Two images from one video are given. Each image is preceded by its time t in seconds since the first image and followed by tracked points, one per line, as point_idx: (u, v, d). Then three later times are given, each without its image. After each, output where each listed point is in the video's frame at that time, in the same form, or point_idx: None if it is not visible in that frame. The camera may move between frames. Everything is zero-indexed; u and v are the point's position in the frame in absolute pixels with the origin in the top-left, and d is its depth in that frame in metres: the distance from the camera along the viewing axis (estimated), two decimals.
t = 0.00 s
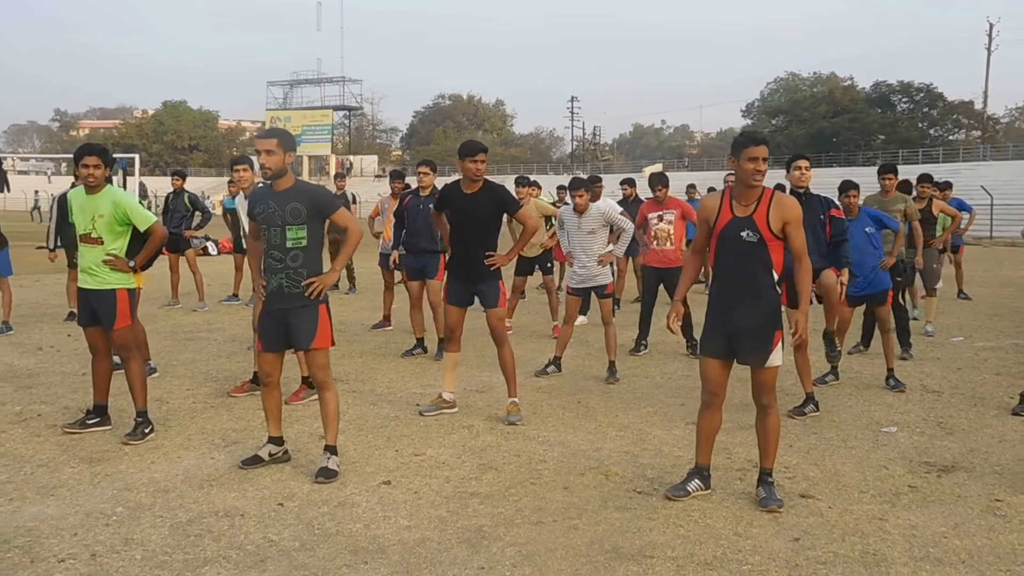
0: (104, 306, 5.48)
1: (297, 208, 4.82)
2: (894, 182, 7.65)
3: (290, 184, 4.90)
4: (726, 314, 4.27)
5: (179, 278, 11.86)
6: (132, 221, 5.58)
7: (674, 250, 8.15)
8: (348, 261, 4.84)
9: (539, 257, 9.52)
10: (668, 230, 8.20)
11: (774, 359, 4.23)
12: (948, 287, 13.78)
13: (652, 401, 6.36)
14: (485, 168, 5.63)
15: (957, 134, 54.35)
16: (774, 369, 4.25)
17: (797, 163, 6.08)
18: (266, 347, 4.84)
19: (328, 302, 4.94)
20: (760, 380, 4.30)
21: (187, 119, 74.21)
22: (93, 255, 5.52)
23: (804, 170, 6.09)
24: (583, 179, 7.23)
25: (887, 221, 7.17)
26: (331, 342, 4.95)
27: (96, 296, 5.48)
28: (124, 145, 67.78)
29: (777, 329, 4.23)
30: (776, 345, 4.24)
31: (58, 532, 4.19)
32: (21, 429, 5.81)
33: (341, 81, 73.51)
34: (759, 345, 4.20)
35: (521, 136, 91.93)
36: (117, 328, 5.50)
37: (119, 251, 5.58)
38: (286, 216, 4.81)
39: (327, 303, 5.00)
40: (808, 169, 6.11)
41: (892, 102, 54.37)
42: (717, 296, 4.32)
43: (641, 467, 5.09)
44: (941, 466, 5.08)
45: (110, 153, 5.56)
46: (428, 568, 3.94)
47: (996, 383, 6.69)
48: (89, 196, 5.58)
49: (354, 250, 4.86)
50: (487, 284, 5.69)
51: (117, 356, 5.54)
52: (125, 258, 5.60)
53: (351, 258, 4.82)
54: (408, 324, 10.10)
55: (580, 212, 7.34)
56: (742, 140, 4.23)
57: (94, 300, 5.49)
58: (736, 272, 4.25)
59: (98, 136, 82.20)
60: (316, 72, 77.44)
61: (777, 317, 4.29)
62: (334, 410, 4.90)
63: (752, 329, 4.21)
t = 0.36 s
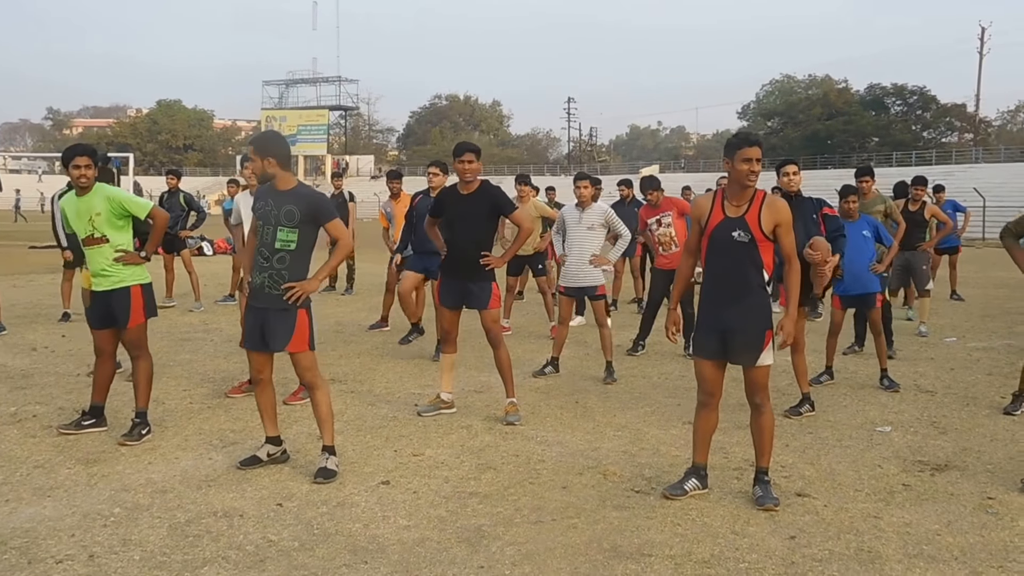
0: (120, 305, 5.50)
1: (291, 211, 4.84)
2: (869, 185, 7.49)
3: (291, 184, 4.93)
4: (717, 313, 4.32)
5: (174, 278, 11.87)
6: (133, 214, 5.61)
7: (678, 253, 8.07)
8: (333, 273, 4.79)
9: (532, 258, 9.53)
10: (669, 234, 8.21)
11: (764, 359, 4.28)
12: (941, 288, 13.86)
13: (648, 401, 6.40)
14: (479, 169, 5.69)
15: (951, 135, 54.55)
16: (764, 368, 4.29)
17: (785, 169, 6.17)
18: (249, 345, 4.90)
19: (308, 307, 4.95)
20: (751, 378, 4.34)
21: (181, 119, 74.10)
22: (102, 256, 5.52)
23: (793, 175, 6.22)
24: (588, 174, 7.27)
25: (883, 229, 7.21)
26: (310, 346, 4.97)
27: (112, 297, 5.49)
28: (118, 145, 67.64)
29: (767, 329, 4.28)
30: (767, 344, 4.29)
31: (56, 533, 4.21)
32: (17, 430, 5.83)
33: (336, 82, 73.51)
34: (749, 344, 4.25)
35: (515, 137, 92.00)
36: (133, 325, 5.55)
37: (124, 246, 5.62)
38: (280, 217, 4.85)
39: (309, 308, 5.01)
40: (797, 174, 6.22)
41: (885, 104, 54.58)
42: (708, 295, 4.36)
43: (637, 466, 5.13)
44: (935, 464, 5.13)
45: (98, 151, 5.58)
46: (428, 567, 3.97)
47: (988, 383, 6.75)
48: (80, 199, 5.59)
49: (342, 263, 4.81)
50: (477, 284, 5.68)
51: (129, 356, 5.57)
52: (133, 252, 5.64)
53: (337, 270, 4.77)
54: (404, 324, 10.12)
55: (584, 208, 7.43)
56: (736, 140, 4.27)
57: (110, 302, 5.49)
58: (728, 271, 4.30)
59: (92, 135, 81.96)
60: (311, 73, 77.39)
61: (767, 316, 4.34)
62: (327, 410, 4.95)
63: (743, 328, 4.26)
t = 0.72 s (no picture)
0: (94, 305, 5.47)
1: (262, 214, 4.85)
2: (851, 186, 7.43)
3: (262, 185, 4.93)
4: (693, 313, 4.44)
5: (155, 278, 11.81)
6: (119, 215, 5.59)
7: (645, 258, 8.15)
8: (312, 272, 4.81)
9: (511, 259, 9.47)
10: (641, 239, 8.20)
11: (740, 357, 4.41)
12: (919, 289, 14.00)
13: (631, 400, 6.44)
14: (462, 168, 5.68)
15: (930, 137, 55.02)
16: (739, 367, 4.42)
17: (771, 177, 6.25)
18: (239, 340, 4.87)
19: (297, 305, 4.96)
20: (727, 377, 4.46)
21: (162, 117, 73.61)
22: (80, 252, 5.49)
23: (777, 183, 6.28)
24: (576, 174, 7.33)
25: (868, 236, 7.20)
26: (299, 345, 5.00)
27: (85, 295, 5.47)
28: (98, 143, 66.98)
29: (742, 327, 4.41)
30: (742, 343, 4.41)
31: (39, 533, 4.20)
32: None
33: (318, 81, 73.27)
34: (725, 342, 4.38)
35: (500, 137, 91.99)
36: (107, 326, 5.50)
37: (106, 246, 5.58)
38: (253, 220, 4.86)
39: (298, 307, 5.01)
40: (782, 181, 6.29)
41: (866, 106, 54.88)
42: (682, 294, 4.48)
43: (621, 465, 5.17)
44: (914, 462, 5.20)
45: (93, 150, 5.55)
46: (413, 566, 3.99)
47: (966, 382, 6.84)
48: (74, 195, 5.57)
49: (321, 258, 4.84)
50: (474, 283, 5.71)
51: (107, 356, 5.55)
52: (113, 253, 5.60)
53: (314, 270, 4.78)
54: (387, 324, 10.12)
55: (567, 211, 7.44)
56: (703, 142, 4.37)
57: (83, 301, 5.47)
58: (701, 271, 4.41)
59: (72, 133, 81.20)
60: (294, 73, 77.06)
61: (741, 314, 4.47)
62: (311, 409, 4.95)
63: (718, 327, 4.39)
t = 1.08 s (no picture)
0: (34, 308, 5.39)
1: (242, 215, 4.84)
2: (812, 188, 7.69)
3: (232, 189, 4.90)
4: (651, 314, 4.51)
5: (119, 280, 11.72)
6: (79, 227, 5.57)
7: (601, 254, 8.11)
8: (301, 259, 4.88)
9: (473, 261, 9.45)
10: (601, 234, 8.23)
11: (701, 354, 4.48)
12: (875, 289, 14.28)
13: (596, 400, 6.50)
14: (427, 169, 5.72)
15: (886, 141, 56.20)
16: (700, 364, 4.49)
17: (743, 175, 6.17)
18: (226, 344, 4.87)
19: (285, 301, 4.96)
20: (689, 375, 4.49)
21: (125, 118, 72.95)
22: (31, 255, 5.46)
23: (748, 180, 6.21)
24: (541, 177, 7.41)
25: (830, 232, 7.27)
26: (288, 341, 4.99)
27: (26, 297, 5.40)
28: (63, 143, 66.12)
29: (700, 324, 4.48)
30: (702, 339, 4.48)
31: (4, 535, 4.18)
32: None
33: (280, 82, 72.80)
34: (684, 340, 4.45)
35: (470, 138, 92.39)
36: (48, 329, 5.44)
37: (58, 253, 5.54)
38: (232, 222, 4.84)
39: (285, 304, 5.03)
40: (752, 179, 6.23)
41: (822, 110, 55.68)
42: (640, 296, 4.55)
43: (584, 464, 5.23)
44: (872, 460, 5.30)
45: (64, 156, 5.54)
46: (379, 564, 4.02)
47: (923, 380, 6.98)
48: (40, 198, 5.54)
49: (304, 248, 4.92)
50: (440, 286, 5.75)
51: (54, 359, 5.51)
52: (63, 261, 5.54)
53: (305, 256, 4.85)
54: (354, 325, 10.12)
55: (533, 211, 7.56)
56: (648, 148, 4.41)
57: (22, 302, 5.39)
58: (656, 272, 4.48)
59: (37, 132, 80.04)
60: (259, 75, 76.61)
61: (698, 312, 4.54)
62: (286, 410, 4.94)
63: (676, 325, 4.46)
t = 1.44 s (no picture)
0: None
1: (201, 214, 4.84)
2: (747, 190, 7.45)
3: (197, 189, 4.90)
4: (606, 315, 4.51)
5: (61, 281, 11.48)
6: (18, 228, 5.46)
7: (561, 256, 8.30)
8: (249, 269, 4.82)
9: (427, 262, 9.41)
10: (556, 237, 8.41)
11: (652, 358, 4.48)
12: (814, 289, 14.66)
13: (546, 399, 6.58)
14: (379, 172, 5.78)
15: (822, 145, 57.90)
16: (652, 368, 4.50)
17: (710, 172, 5.92)
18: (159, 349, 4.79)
19: (227, 306, 4.92)
20: (641, 379, 4.54)
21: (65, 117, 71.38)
22: None
23: (714, 178, 5.94)
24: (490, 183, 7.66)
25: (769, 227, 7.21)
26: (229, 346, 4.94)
27: None
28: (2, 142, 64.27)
29: (653, 327, 4.49)
30: (653, 343, 4.49)
31: None
32: None
33: (226, 83, 71.85)
34: (637, 342, 4.45)
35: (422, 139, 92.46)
36: None
37: None
38: (190, 220, 4.83)
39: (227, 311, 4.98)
40: (718, 176, 5.96)
41: (763, 113, 56.40)
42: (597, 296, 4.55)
43: (533, 462, 5.30)
44: (812, 455, 5.45)
45: None
46: (330, 564, 4.04)
47: (861, 378, 7.20)
48: None
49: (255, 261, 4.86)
50: (377, 288, 5.78)
51: None
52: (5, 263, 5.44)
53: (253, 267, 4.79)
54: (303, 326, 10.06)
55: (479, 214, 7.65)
56: (610, 151, 4.43)
57: None
58: (613, 274, 4.49)
59: None
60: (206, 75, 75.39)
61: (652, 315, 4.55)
62: (233, 412, 4.94)
63: (630, 327, 4.47)
